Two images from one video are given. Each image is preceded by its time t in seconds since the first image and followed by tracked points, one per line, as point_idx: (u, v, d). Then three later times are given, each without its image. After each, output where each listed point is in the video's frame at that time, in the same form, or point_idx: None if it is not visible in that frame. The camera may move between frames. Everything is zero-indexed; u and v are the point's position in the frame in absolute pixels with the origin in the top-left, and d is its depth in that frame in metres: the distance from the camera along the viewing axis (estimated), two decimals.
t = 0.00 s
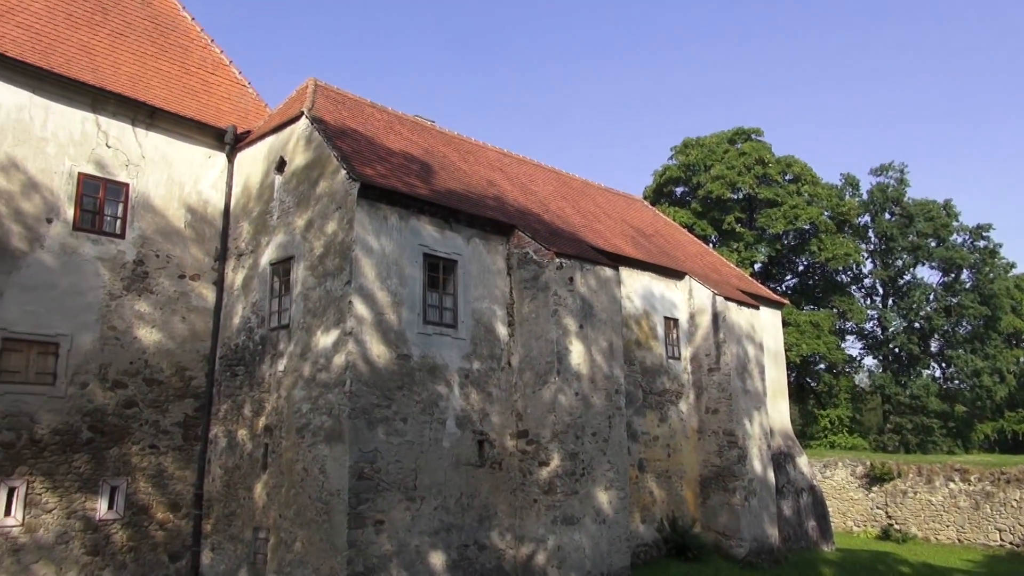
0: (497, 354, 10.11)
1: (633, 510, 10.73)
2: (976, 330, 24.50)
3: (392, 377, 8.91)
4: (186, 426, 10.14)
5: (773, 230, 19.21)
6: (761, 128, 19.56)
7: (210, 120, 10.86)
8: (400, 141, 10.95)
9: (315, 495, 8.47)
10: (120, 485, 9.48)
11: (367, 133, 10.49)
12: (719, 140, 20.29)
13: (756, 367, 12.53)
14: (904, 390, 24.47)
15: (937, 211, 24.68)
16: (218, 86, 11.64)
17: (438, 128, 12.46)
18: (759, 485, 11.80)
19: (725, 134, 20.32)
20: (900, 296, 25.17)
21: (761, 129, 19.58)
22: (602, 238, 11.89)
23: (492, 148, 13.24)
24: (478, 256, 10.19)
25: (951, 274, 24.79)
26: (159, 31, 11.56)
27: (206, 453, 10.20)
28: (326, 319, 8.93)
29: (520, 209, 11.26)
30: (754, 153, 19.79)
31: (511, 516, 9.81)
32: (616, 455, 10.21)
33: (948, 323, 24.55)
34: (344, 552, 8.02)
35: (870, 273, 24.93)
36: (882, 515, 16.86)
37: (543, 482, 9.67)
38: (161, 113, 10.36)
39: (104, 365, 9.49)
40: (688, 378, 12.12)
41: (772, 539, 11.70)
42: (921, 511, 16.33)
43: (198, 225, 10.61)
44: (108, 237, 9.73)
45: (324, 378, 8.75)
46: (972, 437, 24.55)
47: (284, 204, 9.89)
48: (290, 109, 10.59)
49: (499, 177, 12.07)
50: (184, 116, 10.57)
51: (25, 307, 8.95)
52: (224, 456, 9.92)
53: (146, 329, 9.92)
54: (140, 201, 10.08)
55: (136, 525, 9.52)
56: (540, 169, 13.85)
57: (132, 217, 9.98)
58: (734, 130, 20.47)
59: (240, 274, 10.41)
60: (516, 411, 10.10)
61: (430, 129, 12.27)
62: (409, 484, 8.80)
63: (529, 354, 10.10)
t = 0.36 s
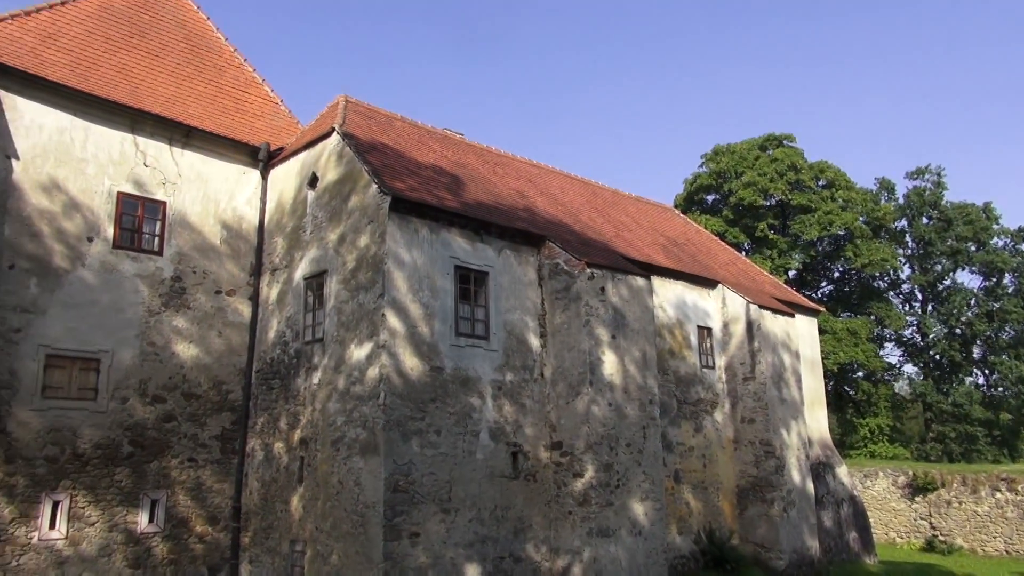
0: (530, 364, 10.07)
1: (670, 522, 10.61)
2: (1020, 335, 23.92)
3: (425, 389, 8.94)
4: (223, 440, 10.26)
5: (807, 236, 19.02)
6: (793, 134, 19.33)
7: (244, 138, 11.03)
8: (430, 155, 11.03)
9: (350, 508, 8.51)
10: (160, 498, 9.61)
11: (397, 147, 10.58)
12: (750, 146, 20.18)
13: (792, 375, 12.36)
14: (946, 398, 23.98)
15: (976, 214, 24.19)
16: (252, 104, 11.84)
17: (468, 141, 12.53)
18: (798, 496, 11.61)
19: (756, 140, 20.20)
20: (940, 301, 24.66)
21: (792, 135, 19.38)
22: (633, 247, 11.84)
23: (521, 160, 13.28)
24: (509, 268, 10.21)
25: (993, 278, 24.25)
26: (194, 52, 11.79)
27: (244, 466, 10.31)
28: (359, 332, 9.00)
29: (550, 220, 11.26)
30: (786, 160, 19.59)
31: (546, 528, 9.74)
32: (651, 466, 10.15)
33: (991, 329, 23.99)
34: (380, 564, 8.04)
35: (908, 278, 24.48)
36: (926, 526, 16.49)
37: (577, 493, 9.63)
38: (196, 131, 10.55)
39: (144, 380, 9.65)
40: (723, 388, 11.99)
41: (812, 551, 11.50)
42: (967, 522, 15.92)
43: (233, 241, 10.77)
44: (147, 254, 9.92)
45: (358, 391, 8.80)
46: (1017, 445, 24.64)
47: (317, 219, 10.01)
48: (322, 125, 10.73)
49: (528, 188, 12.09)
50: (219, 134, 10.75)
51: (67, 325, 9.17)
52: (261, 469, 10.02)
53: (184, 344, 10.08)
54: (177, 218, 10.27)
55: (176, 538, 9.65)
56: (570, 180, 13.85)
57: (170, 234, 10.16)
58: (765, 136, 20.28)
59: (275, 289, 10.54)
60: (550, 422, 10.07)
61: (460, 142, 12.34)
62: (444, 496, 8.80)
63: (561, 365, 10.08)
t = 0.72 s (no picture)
0: (564, 377, 10.05)
1: (709, 535, 10.46)
2: None
3: (460, 402, 8.96)
4: (262, 454, 10.38)
5: (844, 242, 18.79)
6: (827, 140, 19.12)
7: (279, 156, 11.20)
8: (462, 169, 11.09)
9: (388, 521, 8.54)
10: (202, 513, 9.74)
11: (429, 162, 10.67)
12: (784, 153, 20.06)
13: (831, 384, 12.16)
14: (993, 406, 23.46)
15: (1020, 217, 23.64)
16: (286, 122, 12.03)
17: (499, 155, 12.59)
18: (841, 508, 11.39)
19: (790, 147, 20.07)
20: (984, 307, 24.10)
21: (827, 140, 19.16)
22: (667, 257, 11.76)
23: (552, 171, 13.29)
24: (542, 280, 10.21)
25: None
26: (230, 73, 12.03)
27: (282, 480, 10.42)
28: (394, 346, 9.05)
29: (582, 231, 11.24)
30: (820, 166, 19.42)
31: (583, 541, 9.67)
32: (688, 478, 10.04)
33: None
34: None
35: (950, 284, 23.99)
36: (974, 538, 16.10)
37: (614, 506, 9.52)
38: (233, 150, 10.74)
39: (184, 396, 9.82)
40: (761, 398, 11.83)
41: (857, 565, 11.26)
42: (1018, 534, 15.45)
43: (270, 257, 10.94)
44: (186, 272, 10.11)
45: (394, 404, 8.85)
46: None
47: (351, 234, 10.12)
48: (355, 142, 10.86)
49: (560, 200, 12.09)
50: (255, 153, 10.93)
51: (110, 342, 9.39)
52: (299, 483, 10.12)
53: (223, 359, 10.23)
54: (215, 236, 10.45)
55: (217, 552, 9.76)
56: (601, 190, 13.83)
57: (208, 252, 10.35)
58: (800, 142, 20.14)
59: (311, 304, 10.67)
60: (586, 434, 10.02)
61: (492, 155, 12.41)
62: (480, 510, 8.80)
63: (596, 377, 10.03)
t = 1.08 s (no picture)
0: (597, 386, 10.01)
1: (747, 545, 10.31)
2: None
3: (492, 413, 8.96)
4: (298, 466, 10.47)
5: (879, 246, 18.47)
6: (859, 143, 18.88)
7: (310, 171, 11.35)
8: (490, 180, 11.13)
9: (422, 533, 8.54)
10: (239, 525, 9.84)
11: (458, 174, 10.73)
12: (815, 157, 19.89)
13: (869, 391, 11.96)
14: None
15: None
16: (316, 138, 12.18)
17: (527, 165, 12.61)
18: (882, 517, 11.15)
19: (822, 150, 19.86)
20: None
21: (860, 144, 18.87)
22: (697, 264, 11.66)
23: (581, 181, 13.28)
24: (573, 289, 10.19)
25: None
26: (261, 91, 12.22)
27: (317, 492, 10.50)
28: (426, 357, 9.09)
29: (612, 239, 11.21)
30: (854, 168, 19.07)
31: (619, 553, 9.60)
32: (725, 487, 9.92)
33: None
34: None
35: (991, 286, 23.50)
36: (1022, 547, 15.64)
37: (650, 516, 9.44)
38: (265, 167, 10.90)
39: (221, 410, 9.95)
40: (797, 405, 11.66)
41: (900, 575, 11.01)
42: None
43: (302, 272, 11.07)
44: (221, 287, 10.26)
45: (426, 416, 8.88)
46: None
47: (382, 247, 10.19)
48: (384, 155, 10.96)
49: (589, 208, 12.07)
50: (287, 169, 11.08)
51: (149, 358, 9.55)
52: (334, 495, 10.18)
53: (258, 374, 10.35)
54: (249, 252, 10.60)
55: (254, 564, 9.85)
56: (630, 198, 13.79)
57: (242, 267, 10.50)
58: (831, 145, 19.93)
59: (343, 317, 10.77)
60: (619, 443, 9.96)
61: (520, 165, 12.44)
62: (514, 521, 8.77)
63: (629, 386, 9.96)
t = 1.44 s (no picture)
0: (628, 394, 9.96)
1: (784, 554, 10.16)
2: None
3: (524, 422, 8.95)
4: (331, 477, 10.55)
5: (913, 248, 18.24)
6: (892, 143, 18.67)
7: (339, 185, 11.47)
8: (518, 189, 11.15)
9: (455, 543, 8.54)
10: (274, 536, 9.93)
11: (486, 184, 10.77)
12: (846, 158, 19.78)
13: (907, 395, 11.75)
14: None
15: None
16: (345, 152, 12.31)
17: (554, 173, 12.63)
18: (923, 523, 10.93)
19: (852, 152, 19.80)
20: None
21: (893, 144, 18.69)
22: (728, 270, 11.56)
23: (608, 188, 13.26)
24: (602, 296, 10.16)
25: None
26: (290, 107, 12.39)
27: (351, 503, 10.56)
28: (457, 367, 9.11)
29: (641, 246, 11.17)
30: (885, 169, 18.96)
31: (654, 562, 9.51)
32: (760, 495, 9.79)
33: None
34: None
35: None
36: None
37: (684, 525, 9.35)
38: (294, 181, 11.04)
39: (255, 422, 10.06)
40: (832, 410, 11.50)
41: None
42: None
43: (333, 284, 11.18)
44: (253, 301, 10.40)
45: (458, 425, 8.89)
46: None
47: (411, 258, 10.26)
48: (412, 167, 11.04)
49: (617, 215, 12.04)
50: (316, 183, 11.21)
51: (184, 372, 9.70)
52: (367, 505, 10.23)
53: (290, 386, 10.45)
54: (280, 265, 10.73)
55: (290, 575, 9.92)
56: (658, 204, 13.74)
57: (274, 281, 10.62)
58: (861, 147, 19.83)
59: (374, 328, 10.85)
60: (652, 451, 9.89)
61: (547, 174, 12.47)
62: (548, 530, 8.74)
63: (661, 393, 9.89)
